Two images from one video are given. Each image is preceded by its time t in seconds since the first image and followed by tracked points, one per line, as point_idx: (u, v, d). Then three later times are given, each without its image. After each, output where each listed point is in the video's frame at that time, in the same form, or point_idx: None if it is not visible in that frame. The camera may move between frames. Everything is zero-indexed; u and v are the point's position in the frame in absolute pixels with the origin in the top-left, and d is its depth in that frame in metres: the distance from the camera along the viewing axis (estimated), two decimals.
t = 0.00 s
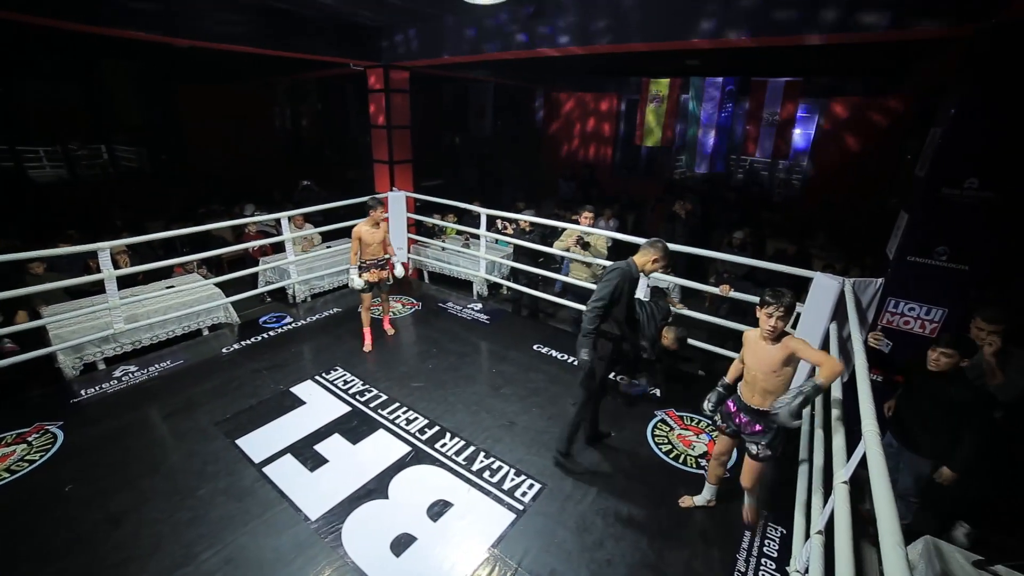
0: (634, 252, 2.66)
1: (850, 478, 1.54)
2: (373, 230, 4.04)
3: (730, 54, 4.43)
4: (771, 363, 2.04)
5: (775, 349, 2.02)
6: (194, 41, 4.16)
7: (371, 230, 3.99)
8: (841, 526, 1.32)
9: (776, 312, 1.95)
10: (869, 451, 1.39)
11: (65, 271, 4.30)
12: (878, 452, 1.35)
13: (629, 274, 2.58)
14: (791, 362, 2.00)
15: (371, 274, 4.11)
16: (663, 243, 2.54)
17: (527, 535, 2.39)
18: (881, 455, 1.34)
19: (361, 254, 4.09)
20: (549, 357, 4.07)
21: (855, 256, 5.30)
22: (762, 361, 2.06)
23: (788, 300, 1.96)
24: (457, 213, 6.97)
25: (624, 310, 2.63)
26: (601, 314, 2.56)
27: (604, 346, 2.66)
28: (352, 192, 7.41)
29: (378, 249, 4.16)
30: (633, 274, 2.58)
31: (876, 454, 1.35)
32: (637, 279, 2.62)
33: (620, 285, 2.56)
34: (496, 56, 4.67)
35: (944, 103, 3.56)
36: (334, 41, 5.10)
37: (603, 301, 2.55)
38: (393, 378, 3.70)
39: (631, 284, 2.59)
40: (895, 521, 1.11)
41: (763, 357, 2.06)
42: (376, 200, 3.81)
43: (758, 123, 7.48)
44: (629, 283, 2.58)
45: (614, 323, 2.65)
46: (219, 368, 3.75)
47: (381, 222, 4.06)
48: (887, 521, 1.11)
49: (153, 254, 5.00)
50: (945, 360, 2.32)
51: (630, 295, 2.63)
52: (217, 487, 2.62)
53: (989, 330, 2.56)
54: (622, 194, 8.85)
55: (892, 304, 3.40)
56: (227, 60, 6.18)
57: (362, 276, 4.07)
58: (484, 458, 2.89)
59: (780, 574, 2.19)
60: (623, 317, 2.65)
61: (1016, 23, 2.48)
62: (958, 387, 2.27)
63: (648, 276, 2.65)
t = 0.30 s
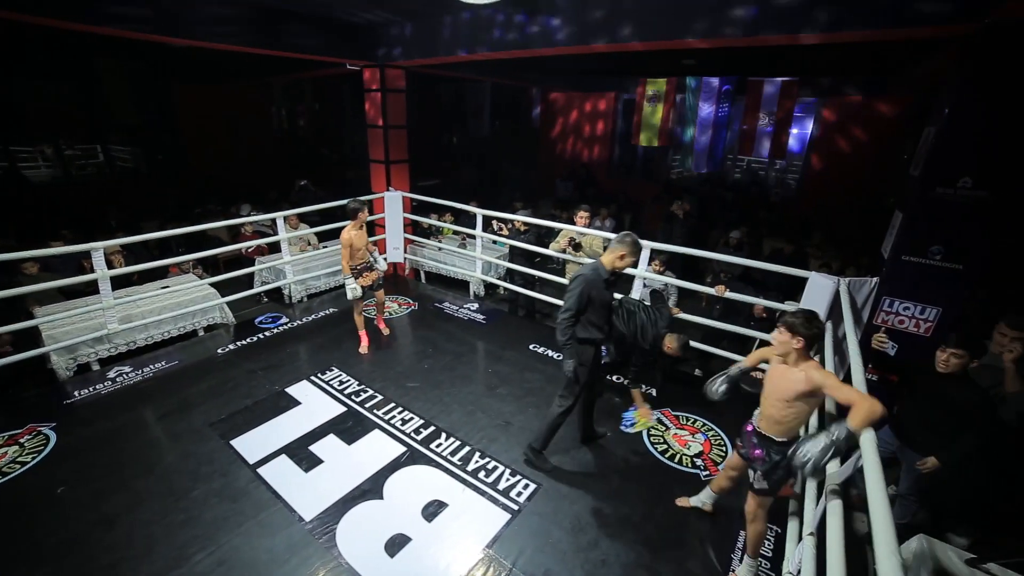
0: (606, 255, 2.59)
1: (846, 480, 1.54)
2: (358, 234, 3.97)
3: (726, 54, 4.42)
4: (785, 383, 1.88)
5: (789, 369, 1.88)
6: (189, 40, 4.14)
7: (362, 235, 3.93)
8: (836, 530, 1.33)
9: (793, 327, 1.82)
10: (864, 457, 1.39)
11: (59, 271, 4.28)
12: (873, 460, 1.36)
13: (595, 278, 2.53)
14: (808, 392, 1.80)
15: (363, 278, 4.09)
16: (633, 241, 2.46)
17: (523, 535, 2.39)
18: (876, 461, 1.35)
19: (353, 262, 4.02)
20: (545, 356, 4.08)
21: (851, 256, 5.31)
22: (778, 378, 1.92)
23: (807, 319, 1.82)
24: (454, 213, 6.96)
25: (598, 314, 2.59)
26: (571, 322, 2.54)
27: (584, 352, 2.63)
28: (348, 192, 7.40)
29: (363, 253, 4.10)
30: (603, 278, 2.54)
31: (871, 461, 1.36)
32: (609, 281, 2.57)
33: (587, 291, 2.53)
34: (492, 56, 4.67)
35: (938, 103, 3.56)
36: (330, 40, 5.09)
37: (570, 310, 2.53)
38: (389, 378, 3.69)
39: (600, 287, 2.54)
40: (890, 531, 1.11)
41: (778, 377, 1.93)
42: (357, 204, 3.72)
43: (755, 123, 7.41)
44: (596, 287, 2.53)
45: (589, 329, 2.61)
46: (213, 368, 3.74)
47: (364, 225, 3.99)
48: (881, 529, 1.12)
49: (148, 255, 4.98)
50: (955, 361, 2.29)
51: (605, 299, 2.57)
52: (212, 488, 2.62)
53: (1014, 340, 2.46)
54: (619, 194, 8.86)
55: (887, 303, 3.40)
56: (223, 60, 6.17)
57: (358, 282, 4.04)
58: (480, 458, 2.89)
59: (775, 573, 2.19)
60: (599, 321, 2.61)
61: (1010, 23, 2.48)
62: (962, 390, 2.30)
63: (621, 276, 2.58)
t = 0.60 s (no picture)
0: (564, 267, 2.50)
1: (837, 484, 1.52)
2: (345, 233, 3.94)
3: (722, 54, 4.42)
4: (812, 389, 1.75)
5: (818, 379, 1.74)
6: (183, 40, 4.13)
7: (345, 234, 3.88)
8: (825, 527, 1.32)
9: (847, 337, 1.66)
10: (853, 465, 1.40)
11: (53, 272, 4.27)
12: (866, 470, 1.34)
13: (552, 291, 2.44)
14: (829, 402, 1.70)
15: (354, 279, 3.99)
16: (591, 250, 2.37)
17: (516, 535, 2.39)
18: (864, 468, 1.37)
19: (340, 262, 3.96)
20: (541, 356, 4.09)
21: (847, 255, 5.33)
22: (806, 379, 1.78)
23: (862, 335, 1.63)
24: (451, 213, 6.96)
25: (561, 326, 2.49)
26: (532, 339, 2.47)
27: (550, 363, 2.54)
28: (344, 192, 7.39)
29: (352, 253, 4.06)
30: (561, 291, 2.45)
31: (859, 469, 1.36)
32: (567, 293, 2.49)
33: (546, 305, 2.44)
34: (487, 56, 4.66)
35: (931, 103, 3.57)
36: (325, 40, 5.08)
37: (530, 326, 2.45)
38: (384, 379, 3.69)
39: (559, 300, 2.46)
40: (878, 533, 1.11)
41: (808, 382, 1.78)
42: (340, 202, 3.70)
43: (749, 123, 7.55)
44: (555, 300, 2.45)
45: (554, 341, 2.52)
46: (208, 369, 3.73)
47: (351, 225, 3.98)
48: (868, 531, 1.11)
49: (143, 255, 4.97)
50: (939, 352, 2.44)
51: (565, 310, 2.48)
52: (205, 489, 2.61)
53: None
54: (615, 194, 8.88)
55: (882, 303, 3.43)
56: (218, 59, 6.16)
57: (347, 283, 3.95)
58: (474, 458, 2.88)
59: (768, 572, 2.20)
60: (564, 333, 2.51)
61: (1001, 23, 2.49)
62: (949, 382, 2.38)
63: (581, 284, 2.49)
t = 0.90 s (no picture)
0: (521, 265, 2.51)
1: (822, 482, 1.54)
2: (336, 233, 3.98)
3: (717, 53, 4.43)
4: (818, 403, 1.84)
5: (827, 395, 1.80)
6: (176, 39, 4.11)
7: (332, 232, 3.92)
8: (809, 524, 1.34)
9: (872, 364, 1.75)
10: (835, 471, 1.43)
11: (45, 273, 4.24)
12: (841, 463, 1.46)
13: (509, 291, 2.47)
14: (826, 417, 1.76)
15: (340, 279, 3.97)
16: (541, 246, 2.38)
17: (510, 535, 2.39)
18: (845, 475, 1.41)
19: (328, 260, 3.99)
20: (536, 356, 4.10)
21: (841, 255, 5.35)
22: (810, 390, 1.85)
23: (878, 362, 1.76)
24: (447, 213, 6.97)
25: (521, 325, 2.50)
26: (492, 339, 2.49)
27: (517, 362, 2.56)
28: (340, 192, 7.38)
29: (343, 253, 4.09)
30: (518, 289, 2.48)
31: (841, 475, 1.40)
32: (525, 290, 2.51)
33: (503, 305, 2.46)
34: (481, 55, 4.65)
35: (924, 102, 3.59)
36: (320, 39, 5.06)
37: (490, 326, 2.47)
38: (379, 379, 3.69)
39: (517, 299, 2.48)
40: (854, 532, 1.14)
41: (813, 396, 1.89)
42: (331, 201, 3.75)
43: (745, 124, 7.97)
44: (513, 300, 2.47)
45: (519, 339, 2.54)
46: (202, 370, 3.72)
47: (342, 224, 3.99)
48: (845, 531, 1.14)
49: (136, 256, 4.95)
50: (908, 338, 2.49)
51: (526, 307, 2.50)
52: (197, 491, 2.60)
53: None
54: (612, 194, 8.89)
55: (875, 302, 3.45)
56: (213, 59, 6.14)
57: (333, 282, 3.95)
58: (469, 459, 2.88)
59: (761, 572, 2.20)
60: (529, 330, 2.52)
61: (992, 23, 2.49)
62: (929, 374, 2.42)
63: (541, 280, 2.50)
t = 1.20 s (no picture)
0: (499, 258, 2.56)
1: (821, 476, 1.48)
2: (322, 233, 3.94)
3: (710, 53, 4.44)
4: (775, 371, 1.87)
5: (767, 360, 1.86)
6: (169, 39, 4.08)
7: (316, 233, 3.87)
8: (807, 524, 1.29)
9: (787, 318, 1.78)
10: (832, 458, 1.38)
11: (37, 273, 4.22)
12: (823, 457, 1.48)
13: (474, 280, 2.53)
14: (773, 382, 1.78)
15: (320, 276, 4.00)
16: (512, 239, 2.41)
17: (504, 535, 2.39)
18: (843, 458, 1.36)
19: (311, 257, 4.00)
20: (531, 356, 4.10)
21: (836, 254, 5.37)
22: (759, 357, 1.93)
23: (797, 318, 1.78)
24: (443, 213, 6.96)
25: (479, 319, 2.55)
26: (450, 323, 2.58)
27: (469, 354, 2.60)
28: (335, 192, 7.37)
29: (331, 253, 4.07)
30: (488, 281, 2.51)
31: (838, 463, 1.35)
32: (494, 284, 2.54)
33: (466, 293, 2.53)
34: (475, 55, 4.65)
35: (916, 101, 3.60)
36: (315, 39, 5.04)
37: (451, 311, 2.56)
38: (374, 379, 3.68)
39: (480, 291, 2.52)
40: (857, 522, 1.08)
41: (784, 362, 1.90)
42: (319, 201, 3.70)
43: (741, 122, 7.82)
44: (475, 290, 2.53)
45: (473, 331, 2.60)
46: (196, 371, 3.70)
47: (329, 224, 3.93)
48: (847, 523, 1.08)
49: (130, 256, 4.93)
50: (893, 333, 2.39)
51: (491, 302, 2.54)
52: (189, 492, 2.59)
53: None
54: (608, 194, 8.90)
55: (868, 300, 3.48)
56: (208, 59, 6.11)
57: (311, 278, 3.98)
58: (462, 459, 2.88)
59: (754, 571, 2.20)
60: (486, 326, 2.56)
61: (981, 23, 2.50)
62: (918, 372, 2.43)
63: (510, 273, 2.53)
